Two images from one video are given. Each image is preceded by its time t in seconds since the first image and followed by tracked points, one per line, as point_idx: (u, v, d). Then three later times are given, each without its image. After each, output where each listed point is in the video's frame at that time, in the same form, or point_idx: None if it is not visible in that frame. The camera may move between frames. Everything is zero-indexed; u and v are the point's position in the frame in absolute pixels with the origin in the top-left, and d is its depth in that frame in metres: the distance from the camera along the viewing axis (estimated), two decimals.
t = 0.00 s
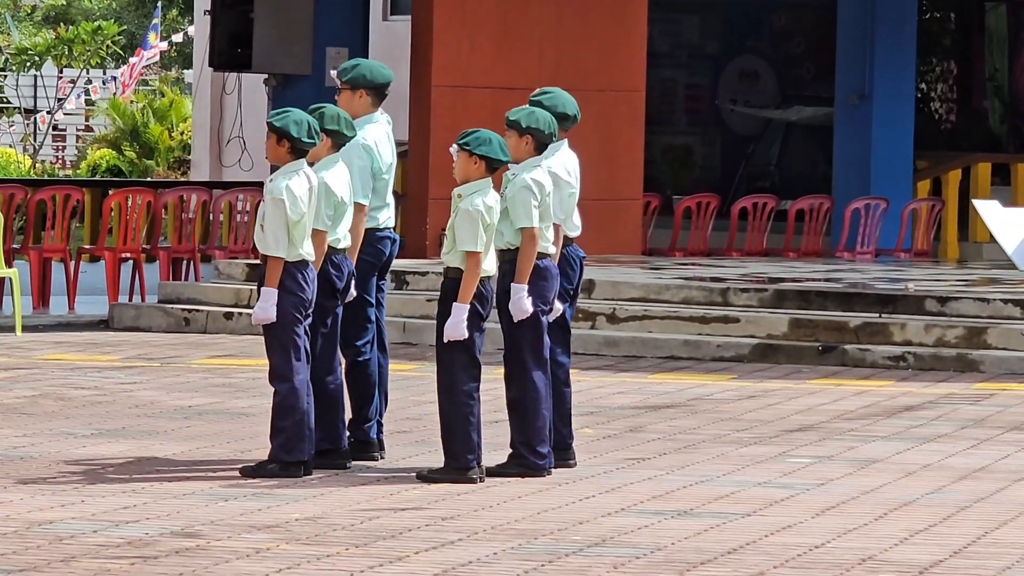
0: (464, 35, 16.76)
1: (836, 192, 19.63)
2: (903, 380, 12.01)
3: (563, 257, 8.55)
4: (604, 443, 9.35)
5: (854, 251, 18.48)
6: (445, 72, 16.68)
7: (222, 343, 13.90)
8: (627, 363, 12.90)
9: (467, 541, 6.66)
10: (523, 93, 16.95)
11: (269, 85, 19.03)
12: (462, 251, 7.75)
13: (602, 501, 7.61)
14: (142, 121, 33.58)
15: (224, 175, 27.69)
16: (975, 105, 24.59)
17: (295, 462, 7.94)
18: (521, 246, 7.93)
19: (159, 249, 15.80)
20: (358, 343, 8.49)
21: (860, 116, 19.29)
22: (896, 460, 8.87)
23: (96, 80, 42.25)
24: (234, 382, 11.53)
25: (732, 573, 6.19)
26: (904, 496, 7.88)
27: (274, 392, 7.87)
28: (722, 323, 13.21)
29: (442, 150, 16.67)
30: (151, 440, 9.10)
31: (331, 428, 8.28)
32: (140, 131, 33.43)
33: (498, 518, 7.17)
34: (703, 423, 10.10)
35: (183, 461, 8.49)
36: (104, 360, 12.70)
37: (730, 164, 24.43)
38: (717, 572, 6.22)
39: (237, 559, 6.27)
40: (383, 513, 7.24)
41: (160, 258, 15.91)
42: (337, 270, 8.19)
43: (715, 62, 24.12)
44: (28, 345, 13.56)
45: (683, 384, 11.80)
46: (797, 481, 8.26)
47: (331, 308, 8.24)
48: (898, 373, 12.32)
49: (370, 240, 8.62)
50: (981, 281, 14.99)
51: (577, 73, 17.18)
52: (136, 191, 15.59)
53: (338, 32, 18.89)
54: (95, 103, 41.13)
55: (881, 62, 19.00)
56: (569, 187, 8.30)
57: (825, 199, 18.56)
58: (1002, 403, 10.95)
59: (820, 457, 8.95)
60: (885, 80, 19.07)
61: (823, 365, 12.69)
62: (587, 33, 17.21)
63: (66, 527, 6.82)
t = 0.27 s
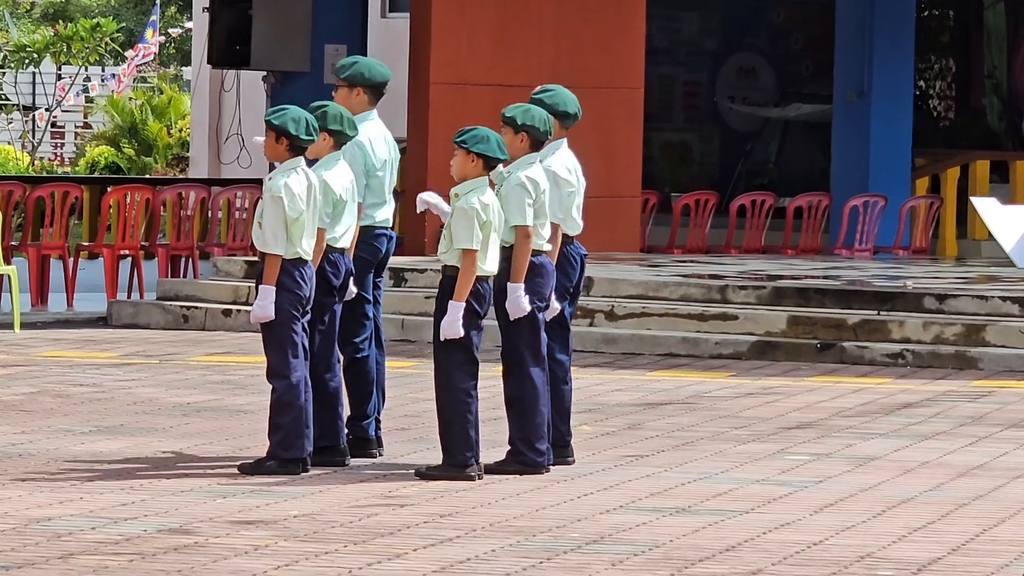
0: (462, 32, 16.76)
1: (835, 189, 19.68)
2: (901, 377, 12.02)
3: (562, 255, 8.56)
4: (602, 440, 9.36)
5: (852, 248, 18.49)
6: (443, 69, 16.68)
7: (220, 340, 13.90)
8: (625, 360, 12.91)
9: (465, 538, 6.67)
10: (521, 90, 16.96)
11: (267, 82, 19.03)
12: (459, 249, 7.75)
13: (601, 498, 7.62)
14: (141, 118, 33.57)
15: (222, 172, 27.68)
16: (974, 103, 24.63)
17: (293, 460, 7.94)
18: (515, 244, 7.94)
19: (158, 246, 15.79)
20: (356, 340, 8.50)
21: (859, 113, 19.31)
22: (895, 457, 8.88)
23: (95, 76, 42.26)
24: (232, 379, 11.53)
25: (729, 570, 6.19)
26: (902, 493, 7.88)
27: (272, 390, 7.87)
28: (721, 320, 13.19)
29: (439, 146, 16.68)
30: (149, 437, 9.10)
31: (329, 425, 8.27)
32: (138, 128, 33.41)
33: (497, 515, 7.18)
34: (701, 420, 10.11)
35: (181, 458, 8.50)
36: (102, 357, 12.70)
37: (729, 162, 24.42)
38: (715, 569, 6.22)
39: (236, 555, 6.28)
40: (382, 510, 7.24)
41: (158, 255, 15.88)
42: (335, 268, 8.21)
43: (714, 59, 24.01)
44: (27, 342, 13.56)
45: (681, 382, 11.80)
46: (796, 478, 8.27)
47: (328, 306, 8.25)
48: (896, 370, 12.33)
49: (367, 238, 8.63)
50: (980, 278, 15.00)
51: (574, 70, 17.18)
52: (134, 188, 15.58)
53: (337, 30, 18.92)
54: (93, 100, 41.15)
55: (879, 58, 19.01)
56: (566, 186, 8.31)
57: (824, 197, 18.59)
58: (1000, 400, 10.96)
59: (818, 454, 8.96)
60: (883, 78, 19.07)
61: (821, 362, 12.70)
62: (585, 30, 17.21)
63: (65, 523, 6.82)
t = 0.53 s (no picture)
0: (458, 31, 16.76)
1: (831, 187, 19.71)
2: (897, 376, 12.03)
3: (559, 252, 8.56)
4: (598, 438, 9.36)
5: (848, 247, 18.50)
6: (439, 67, 16.67)
7: (216, 338, 13.89)
8: (621, 358, 12.91)
9: (462, 536, 6.67)
10: (517, 89, 16.96)
11: (262, 80, 19.05)
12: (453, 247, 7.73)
13: (597, 497, 7.62)
14: (137, 116, 33.57)
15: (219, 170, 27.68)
16: (970, 101, 24.64)
17: (289, 458, 7.94)
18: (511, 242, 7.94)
19: (153, 244, 15.78)
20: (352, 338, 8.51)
21: (854, 111, 19.31)
22: (891, 456, 8.89)
23: (90, 74, 42.26)
24: (227, 377, 11.53)
25: (725, 569, 6.19)
26: (898, 491, 7.89)
27: (268, 388, 7.87)
28: (717, 319, 13.19)
29: (435, 145, 16.67)
30: (145, 435, 9.10)
31: (326, 424, 8.27)
32: (134, 126, 33.40)
33: (493, 513, 7.18)
34: (697, 418, 10.11)
35: (176, 456, 8.49)
36: (98, 355, 12.69)
37: (725, 160, 24.42)
38: (711, 567, 6.22)
39: (232, 553, 6.28)
40: (378, 507, 7.24)
41: (154, 253, 15.88)
42: (333, 266, 8.21)
43: (710, 57, 24.04)
44: (23, 340, 13.55)
45: (677, 380, 11.81)
46: (792, 476, 8.27)
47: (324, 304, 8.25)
48: (892, 369, 12.33)
49: (362, 237, 8.54)
50: (976, 276, 15.02)
51: (570, 69, 17.17)
52: (130, 186, 15.57)
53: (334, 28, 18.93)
54: (89, 99, 41.17)
55: (875, 56, 19.03)
56: (561, 185, 8.32)
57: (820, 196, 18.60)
58: (996, 399, 10.97)
59: (814, 453, 8.96)
60: (880, 77, 19.08)
61: (817, 360, 12.70)
62: (581, 28, 17.21)
63: (61, 521, 6.82)
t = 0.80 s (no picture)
0: (454, 30, 16.78)
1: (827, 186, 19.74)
2: (893, 374, 12.04)
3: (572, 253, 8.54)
4: (594, 437, 9.36)
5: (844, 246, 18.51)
6: (434, 66, 16.71)
7: (212, 337, 13.89)
8: (617, 357, 12.92)
9: (458, 535, 6.67)
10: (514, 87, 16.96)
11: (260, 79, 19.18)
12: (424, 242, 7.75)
13: (593, 495, 7.62)
14: (133, 114, 33.57)
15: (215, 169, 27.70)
16: (966, 100, 24.64)
17: (274, 456, 7.94)
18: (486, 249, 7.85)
19: (149, 242, 15.76)
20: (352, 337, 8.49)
21: (851, 110, 19.30)
22: (886, 454, 8.90)
23: (86, 72, 42.27)
24: (223, 376, 11.53)
25: (721, 568, 6.19)
26: (893, 490, 7.90)
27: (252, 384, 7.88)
28: (713, 317, 13.18)
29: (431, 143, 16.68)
30: (140, 433, 9.10)
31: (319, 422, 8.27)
32: (130, 125, 33.41)
33: (489, 512, 7.18)
34: (692, 417, 10.12)
35: (172, 454, 8.49)
36: (93, 353, 12.69)
37: (720, 159, 24.43)
38: (707, 566, 6.23)
39: (227, 552, 6.28)
40: (374, 506, 7.25)
41: (150, 252, 15.86)
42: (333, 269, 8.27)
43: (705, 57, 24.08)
44: (19, 339, 13.55)
45: (673, 378, 11.82)
46: (787, 474, 8.28)
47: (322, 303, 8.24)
48: (888, 368, 12.35)
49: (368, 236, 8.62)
50: (971, 275, 15.04)
51: (567, 68, 17.16)
52: (126, 184, 15.55)
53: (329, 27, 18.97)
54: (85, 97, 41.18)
55: (871, 55, 19.04)
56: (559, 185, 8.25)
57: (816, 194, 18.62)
58: (991, 397, 10.99)
59: (809, 451, 8.97)
60: (876, 76, 19.08)
61: (813, 359, 12.71)
62: (578, 26, 17.20)
63: (57, 519, 6.82)
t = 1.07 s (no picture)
0: (453, 29, 16.76)
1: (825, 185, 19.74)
2: (891, 373, 12.03)
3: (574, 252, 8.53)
4: (592, 436, 9.36)
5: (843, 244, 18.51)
6: (433, 64, 16.67)
7: (210, 335, 13.89)
8: (616, 355, 12.92)
9: (455, 533, 6.67)
10: (513, 85, 16.97)
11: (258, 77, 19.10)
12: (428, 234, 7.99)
13: (591, 494, 7.62)
14: (131, 113, 33.57)
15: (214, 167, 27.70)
16: (964, 98, 24.62)
17: (305, 455, 7.98)
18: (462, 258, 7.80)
19: (147, 241, 15.75)
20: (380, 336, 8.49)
21: (849, 109, 19.30)
22: (884, 453, 8.89)
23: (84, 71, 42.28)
24: (222, 374, 11.53)
25: (718, 566, 6.19)
26: (892, 489, 7.89)
27: (296, 388, 7.86)
28: (711, 316, 13.23)
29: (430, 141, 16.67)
30: (138, 432, 9.09)
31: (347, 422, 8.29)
32: (128, 123, 33.40)
33: (487, 510, 7.18)
34: (690, 415, 10.12)
35: (170, 452, 8.49)
36: (92, 352, 12.69)
37: (719, 158, 24.50)
38: (704, 564, 6.23)
39: (225, 551, 6.28)
40: (372, 505, 7.25)
41: (148, 250, 15.85)
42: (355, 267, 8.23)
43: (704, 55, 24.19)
44: (17, 337, 13.54)
45: (671, 377, 11.82)
46: (786, 473, 8.28)
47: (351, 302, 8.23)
48: (886, 366, 12.35)
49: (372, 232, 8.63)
50: (970, 274, 15.05)
51: (565, 66, 17.16)
52: (125, 183, 15.54)
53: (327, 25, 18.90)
54: (83, 95, 41.19)
55: (869, 53, 19.03)
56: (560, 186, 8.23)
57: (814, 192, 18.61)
58: (989, 396, 10.99)
59: (808, 450, 8.97)
60: (874, 74, 19.07)
61: (812, 358, 12.70)
62: (576, 24, 17.20)
63: (55, 518, 6.82)
